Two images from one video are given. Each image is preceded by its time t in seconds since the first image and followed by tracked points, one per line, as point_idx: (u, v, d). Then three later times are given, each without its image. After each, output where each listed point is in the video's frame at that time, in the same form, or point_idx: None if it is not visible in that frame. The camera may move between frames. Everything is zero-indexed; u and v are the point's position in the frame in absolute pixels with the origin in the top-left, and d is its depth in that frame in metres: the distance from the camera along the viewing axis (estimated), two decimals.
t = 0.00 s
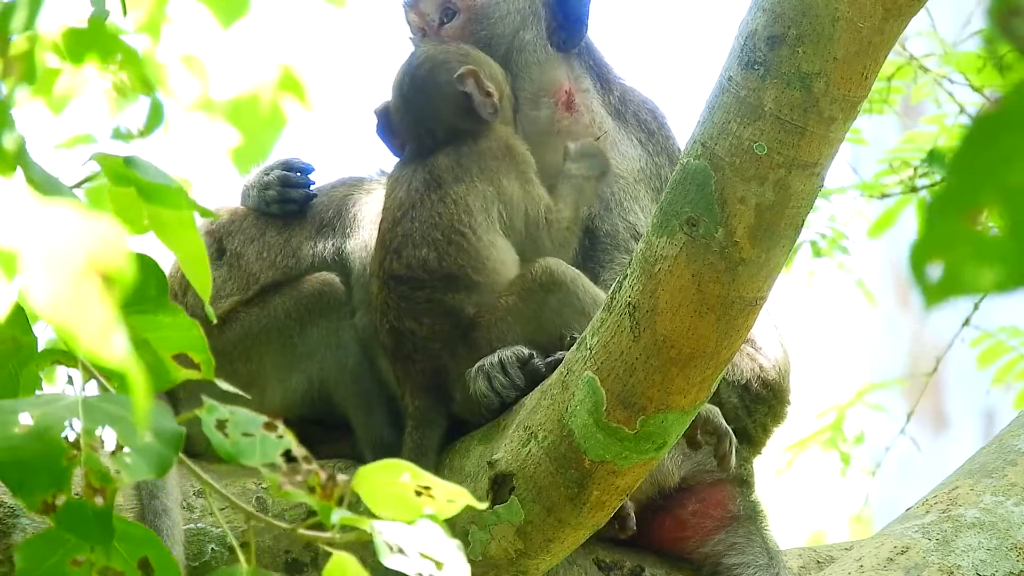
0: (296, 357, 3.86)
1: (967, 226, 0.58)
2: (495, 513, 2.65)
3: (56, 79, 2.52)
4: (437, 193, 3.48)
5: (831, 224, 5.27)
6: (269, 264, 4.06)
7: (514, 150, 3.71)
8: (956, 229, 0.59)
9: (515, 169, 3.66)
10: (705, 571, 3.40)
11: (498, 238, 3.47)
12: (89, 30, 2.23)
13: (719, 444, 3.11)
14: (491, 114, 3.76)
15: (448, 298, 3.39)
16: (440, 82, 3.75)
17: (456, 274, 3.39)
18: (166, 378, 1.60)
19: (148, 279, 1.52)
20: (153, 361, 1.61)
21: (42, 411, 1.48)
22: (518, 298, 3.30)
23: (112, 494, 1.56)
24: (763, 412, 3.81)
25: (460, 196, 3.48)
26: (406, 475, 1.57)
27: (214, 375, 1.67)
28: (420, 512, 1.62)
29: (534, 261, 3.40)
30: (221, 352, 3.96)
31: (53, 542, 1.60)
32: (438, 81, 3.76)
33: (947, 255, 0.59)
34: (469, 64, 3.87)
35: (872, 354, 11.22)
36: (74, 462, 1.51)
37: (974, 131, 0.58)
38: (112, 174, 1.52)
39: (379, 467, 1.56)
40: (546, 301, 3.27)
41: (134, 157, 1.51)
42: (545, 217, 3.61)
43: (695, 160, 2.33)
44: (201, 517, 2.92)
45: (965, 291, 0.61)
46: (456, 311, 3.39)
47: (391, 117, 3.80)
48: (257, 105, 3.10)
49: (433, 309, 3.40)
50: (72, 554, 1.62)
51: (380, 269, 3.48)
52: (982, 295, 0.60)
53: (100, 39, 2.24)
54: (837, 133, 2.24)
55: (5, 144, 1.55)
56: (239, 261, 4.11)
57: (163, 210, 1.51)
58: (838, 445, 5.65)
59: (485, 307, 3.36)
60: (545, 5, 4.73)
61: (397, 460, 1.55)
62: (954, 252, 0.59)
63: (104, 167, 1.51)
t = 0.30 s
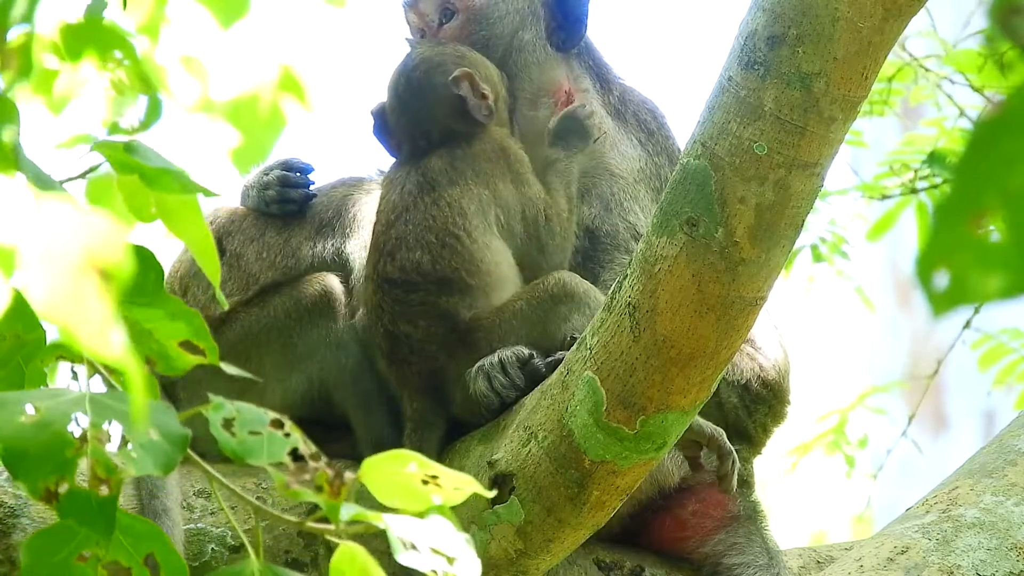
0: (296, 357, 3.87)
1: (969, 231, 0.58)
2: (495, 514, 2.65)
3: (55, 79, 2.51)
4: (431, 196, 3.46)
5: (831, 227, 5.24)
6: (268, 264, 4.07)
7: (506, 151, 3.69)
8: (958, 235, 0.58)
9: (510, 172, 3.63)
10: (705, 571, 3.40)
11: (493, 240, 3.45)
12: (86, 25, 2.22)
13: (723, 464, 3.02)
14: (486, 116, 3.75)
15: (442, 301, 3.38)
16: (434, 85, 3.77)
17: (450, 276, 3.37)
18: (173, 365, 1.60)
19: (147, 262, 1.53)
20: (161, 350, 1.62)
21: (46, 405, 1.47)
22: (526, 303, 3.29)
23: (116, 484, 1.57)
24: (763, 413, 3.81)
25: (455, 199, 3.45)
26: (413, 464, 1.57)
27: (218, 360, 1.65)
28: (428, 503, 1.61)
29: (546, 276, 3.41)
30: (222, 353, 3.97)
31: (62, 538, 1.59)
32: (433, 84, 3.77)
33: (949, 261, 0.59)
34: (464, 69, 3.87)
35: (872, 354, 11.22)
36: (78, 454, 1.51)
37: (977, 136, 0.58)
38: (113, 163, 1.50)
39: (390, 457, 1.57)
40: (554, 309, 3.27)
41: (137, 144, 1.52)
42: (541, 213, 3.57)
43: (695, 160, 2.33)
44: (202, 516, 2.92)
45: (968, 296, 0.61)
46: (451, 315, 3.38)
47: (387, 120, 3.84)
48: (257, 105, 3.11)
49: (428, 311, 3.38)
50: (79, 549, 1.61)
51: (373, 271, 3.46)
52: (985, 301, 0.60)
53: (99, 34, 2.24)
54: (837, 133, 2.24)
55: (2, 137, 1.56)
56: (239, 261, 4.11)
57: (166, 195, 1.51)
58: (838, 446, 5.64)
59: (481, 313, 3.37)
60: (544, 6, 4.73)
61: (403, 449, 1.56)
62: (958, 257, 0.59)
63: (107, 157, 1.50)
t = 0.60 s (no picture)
0: (296, 359, 3.87)
1: (967, 232, 0.58)
2: (495, 514, 2.67)
3: (56, 79, 2.55)
4: (425, 198, 3.45)
5: (831, 223, 5.25)
6: (268, 265, 4.06)
7: (506, 150, 3.65)
8: (957, 235, 0.59)
9: (510, 172, 3.60)
10: (705, 571, 3.41)
11: (485, 241, 3.45)
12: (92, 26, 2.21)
13: (727, 464, 3.02)
14: (489, 112, 3.75)
15: (432, 306, 3.39)
16: (441, 77, 3.77)
17: (439, 282, 3.38)
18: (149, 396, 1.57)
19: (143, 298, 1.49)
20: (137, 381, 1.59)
21: (27, 411, 1.47)
22: (525, 306, 3.29)
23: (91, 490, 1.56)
24: (763, 412, 3.81)
25: (449, 201, 3.44)
26: (389, 490, 1.57)
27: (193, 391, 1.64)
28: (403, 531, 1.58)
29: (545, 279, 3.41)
30: (222, 353, 4.00)
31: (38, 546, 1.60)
32: (440, 76, 3.77)
33: (949, 262, 0.59)
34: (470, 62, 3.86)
35: (871, 353, 11.23)
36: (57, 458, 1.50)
37: (976, 136, 0.58)
38: (101, 183, 1.48)
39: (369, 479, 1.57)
40: (554, 313, 3.27)
41: (126, 165, 1.49)
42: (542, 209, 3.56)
43: (695, 160, 2.33)
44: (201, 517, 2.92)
45: (967, 297, 0.61)
46: (440, 322, 3.39)
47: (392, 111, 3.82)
48: (257, 105, 3.13)
49: (417, 318, 3.39)
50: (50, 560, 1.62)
51: (365, 276, 3.47)
52: (984, 300, 0.60)
53: (99, 35, 2.24)
54: (837, 133, 2.24)
55: None
56: (239, 261, 4.11)
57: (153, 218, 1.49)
58: (838, 445, 5.64)
59: (474, 318, 3.38)
60: (544, 5, 4.74)
61: (381, 472, 1.56)
62: (956, 257, 0.59)
63: (93, 175, 1.48)
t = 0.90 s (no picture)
0: (296, 359, 3.88)
1: (968, 231, 0.58)
2: (495, 513, 2.69)
3: (56, 78, 2.55)
4: (426, 199, 3.44)
5: (831, 221, 5.26)
6: (268, 265, 4.07)
7: (510, 152, 3.62)
8: (957, 234, 0.58)
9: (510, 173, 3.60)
10: (705, 571, 3.41)
11: (486, 242, 3.43)
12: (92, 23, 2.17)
13: (729, 468, 3.02)
14: (491, 114, 3.74)
15: (432, 307, 3.38)
16: (442, 79, 3.77)
17: (438, 283, 3.37)
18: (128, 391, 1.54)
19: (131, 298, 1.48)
20: (118, 379, 1.59)
21: None
22: (525, 307, 3.30)
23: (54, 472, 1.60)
24: (763, 412, 3.81)
25: (450, 203, 3.42)
26: (359, 496, 1.57)
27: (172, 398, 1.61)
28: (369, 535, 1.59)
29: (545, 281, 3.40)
30: (222, 353, 4.01)
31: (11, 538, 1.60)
32: (442, 79, 3.77)
33: (949, 261, 0.59)
34: (475, 66, 3.87)
35: (873, 353, 11.23)
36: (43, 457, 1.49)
37: (975, 135, 0.58)
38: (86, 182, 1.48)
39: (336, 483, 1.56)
40: (554, 313, 3.27)
41: (111, 164, 1.49)
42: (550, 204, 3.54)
43: (695, 160, 2.33)
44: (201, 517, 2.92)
45: (969, 296, 0.60)
46: (441, 322, 3.38)
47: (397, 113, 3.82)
48: (257, 104, 3.13)
49: (419, 318, 3.39)
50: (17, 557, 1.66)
51: (366, 277, 3.47)
52: (984, 300, 0.60)
53: (97, 32, 2.19)
54: (837, 133, 2.24)
55: None
56: (239, 261, 4.11)
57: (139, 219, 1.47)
58: (838, 444, 5.66)
59: (471, 320, 3.36)
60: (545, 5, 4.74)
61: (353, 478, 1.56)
62: (957, 257, 0.59)
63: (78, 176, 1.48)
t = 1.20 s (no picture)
0: (295, 359, 3.88)
1: (969, 233, 0.58)
2: (495, 514, 2.69)
3: (55, 78, 2.55)
4: (439, 199, 3.45)
5: (832, 226, 5.26)
6: (268, 264, 4.07)
7: (513, 152, 3.62)
8: (958, 235, 0.58)
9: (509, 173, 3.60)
10: (705, 571, 3.42)
11: (498, 240, 3.46)
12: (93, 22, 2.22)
13: (728, 470, 3.01)
14: (503, 113, 3.72)
15: (436, 305, 3.38)
16: (452, 84, 3.71)
17: (445, 280, 3.37)
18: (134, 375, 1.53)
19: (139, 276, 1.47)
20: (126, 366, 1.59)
21: None
22: (527, 307, 3.29)
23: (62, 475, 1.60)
24: (763, 413, 3.81)
25: (464, 202, 3.45)
26: (375, 455, 1.57)
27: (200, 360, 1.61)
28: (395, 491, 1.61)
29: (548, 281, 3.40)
30: (222, 352, 4.01)
31: (23, 533, 1.58)
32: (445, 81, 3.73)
33: (950, 262, 0.59)
34: (477, 66, 3.82)
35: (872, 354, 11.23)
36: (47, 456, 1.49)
37: (977, 137, 0.58)
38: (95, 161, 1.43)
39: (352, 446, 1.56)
40: (556, 314, 3.27)
41: (117, 139, 1.45)
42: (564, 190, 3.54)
43: (695, 160, 2.33)
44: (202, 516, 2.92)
45: (969, 297, 0.60)
46: (445, 320, 3.38)
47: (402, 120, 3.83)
48: (257, 104, 3.15)
49: (423, 315, 3.39)
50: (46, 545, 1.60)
51: (374, 270, 3.46)
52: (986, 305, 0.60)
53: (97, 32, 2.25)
54: (837, 133, 2.24)
55: None
56: (239, 261, 4.13)
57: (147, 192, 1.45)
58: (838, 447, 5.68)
59: (476, 318, 3.36)
60: (545, 6, 4.75)
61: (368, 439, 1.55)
62: (957, 260, 0.59)
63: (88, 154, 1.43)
